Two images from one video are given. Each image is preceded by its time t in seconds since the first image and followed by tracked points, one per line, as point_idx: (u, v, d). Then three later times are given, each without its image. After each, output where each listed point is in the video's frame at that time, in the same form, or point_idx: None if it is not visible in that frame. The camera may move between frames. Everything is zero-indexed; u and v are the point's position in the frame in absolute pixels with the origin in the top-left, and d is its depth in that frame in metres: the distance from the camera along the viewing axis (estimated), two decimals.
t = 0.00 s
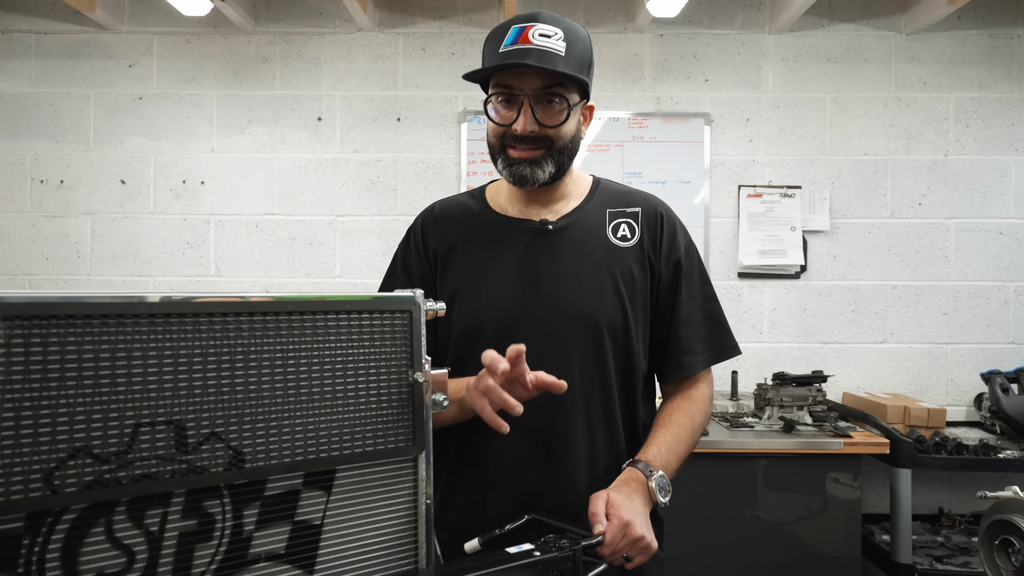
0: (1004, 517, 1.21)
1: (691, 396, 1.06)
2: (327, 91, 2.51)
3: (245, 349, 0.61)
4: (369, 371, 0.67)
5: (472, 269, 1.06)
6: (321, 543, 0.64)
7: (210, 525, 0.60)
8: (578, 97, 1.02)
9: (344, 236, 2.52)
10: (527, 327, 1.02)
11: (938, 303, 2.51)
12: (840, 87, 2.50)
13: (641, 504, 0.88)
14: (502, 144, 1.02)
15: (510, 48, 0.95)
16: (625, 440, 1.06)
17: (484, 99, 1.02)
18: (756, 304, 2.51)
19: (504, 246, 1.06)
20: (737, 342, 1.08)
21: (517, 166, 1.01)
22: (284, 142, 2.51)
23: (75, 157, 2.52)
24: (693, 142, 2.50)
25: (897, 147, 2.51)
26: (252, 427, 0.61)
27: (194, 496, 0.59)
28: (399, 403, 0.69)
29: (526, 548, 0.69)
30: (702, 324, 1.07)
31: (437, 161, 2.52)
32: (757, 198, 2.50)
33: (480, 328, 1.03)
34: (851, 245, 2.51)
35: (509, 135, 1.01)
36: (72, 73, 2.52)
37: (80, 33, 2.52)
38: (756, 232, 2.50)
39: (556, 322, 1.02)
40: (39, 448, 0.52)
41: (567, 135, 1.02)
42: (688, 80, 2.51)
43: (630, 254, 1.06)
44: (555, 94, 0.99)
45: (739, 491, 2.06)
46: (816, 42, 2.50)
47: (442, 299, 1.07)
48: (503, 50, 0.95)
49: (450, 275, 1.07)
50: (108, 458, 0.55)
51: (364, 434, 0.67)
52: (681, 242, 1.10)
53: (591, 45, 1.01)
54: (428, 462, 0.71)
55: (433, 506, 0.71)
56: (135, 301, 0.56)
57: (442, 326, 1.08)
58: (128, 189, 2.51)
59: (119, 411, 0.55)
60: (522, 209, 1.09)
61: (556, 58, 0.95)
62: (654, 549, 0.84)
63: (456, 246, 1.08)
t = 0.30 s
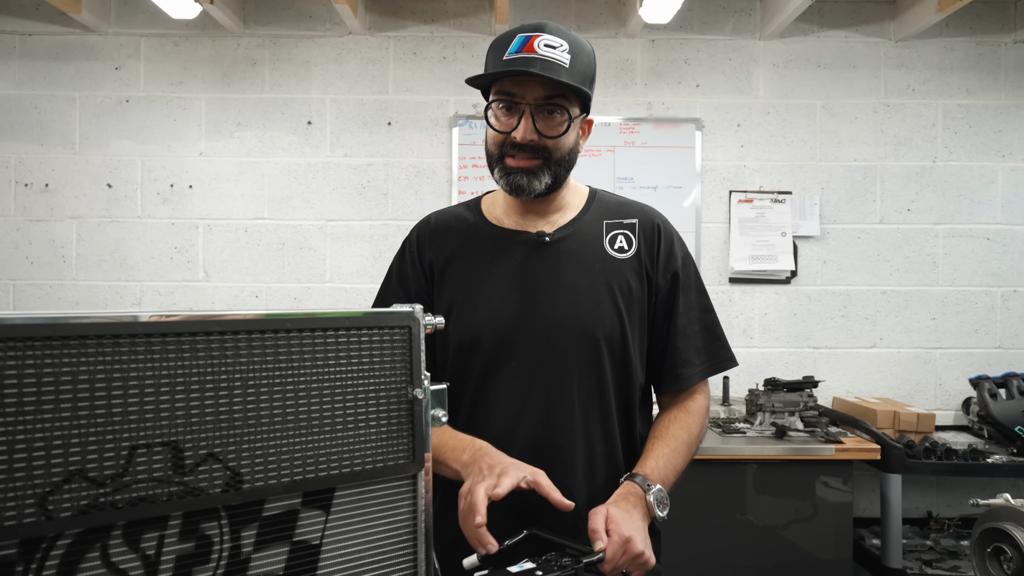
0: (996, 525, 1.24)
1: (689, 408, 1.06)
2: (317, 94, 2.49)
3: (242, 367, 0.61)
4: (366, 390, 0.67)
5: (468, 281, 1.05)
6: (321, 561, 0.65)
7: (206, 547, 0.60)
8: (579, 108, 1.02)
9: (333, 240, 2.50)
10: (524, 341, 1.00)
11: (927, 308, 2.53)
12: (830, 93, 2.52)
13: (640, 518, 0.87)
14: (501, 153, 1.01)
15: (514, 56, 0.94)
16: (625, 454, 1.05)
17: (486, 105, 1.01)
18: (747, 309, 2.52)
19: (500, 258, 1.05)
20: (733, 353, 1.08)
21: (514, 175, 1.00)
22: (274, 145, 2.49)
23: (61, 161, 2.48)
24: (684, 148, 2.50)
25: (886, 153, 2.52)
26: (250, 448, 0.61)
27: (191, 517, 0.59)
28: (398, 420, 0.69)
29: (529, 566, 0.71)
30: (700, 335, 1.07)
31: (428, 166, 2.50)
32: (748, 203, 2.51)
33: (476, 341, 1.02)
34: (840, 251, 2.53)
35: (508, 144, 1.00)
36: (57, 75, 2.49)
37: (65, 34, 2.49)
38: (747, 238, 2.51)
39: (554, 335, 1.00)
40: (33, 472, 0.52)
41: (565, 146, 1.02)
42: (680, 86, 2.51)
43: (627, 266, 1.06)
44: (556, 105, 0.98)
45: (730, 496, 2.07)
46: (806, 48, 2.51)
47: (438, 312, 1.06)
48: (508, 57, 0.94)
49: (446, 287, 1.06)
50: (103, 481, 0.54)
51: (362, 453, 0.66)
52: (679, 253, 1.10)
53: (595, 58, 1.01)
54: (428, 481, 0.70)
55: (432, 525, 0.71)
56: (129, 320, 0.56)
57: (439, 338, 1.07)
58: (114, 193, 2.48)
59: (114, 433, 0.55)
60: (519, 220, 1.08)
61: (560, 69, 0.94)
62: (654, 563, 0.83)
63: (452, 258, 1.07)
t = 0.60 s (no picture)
0: (991, 530, 1.24)
1: (689, 415, 1.05)
2: (310, 97, 2.48)
3: (243, 381, 0.60)
4: (369, 402, 0.66)
5: (467, 290, 1.04)
6: None
7: (208, 563, 0.59)
8: (581, 116, 1.02)
9: (327, 244, 2.49)
10: (524, 349, 1.00)
11: (919, 311, 2.54)
12: (823, 97, 2.53)
13: (641, 529, 0.87)
14: (503, 161, 1.01)
15: (517, 63, 0.94)
16: (625, 463, 1.05)
17: (487, 113, 1.01)
18: (741, 312, 2.53)
19: (500, 266, 1.04)
20: (732, 361, 1.08)
21: (517, 184, 0.99)
22: (267, 149, 2.47)
23: (51, 164, 2.45)
24: (679, 152, 2.50)
25: (879, 157, 2.53)
26: (252, 462, 0.60)
27: (192, 533, 0.58)
28: (400, 432, 0.68)
29: None
30: (699, 343, 1.07)
31: (422, 169, 2.50)
32: (742, 207, 2.52)
33: (476, 349, 1.01)
34: (834, 254, 2.54)
35: (510, 151, 1.00)
36: (47, 77, 2.46)
37: (54, 35, 2.46)
38: (741, 242, 2.51)
39: (554, 343, 1.00)
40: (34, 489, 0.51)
41: (567, 153, 1.01)
42: (674, 90, 2.52)
43: (626, 274, 1.06)
44: (559, 112, 0.98)
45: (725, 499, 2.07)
46: (799, 52, 2.52)
47: (437, 320, 1.05)
48: (511, 64, 0.94)
49: (445, 295, 1.05)
50: (104, 498, 0.54)
51: (364, 466, 0.66)
52: (677, 261, 1.10)
53: (596, 66, 1.01)
54: (430, 493, 0.70)
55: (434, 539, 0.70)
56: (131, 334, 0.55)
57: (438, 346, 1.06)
58: (105, 196, 2.46)
59: (116, 449, 0.54)
60: (518, 228, 1.07)
61: (563, 76, 0.94)
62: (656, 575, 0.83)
63: (451, 266, 1.06)
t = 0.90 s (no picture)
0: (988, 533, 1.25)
1: (691, 421, 1.05)
2: (305, 98, 2.46)
3: (251, 389, 0.59)
4: (376, 410, 0.66)
5: (470, 295, 1.04)
6: None
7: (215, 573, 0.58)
8: (586, 120, 1.02)
9: (322, 246, 2.48)
10: (527, 354, 1.00)
11: (912, 313, 2.56)
12: (817, 100, 2.54)
13: (646, 533, 0.86)
14: (512, 167, 1.00)
15: (522, 69, 0.93)
16: (627, 468, 1.05)
17: (494, 119, 1.00)
18: (736, 314, 2.53)
19: (503, 271, 1.04)
20: (733, 366, 1.08)
21: (527, 188, 0.99)
22: (262, 150, 2.46)
23: (42, 164, 2.43)
24: (674, 154, 2.51)
25: (873, 160, 2.55)
26: (259, 471, 0.59)
27: (199, 543, 0.57)
28: (407, 440, 0.67)
29: None
30: (701, 348, 1.07)
31: (418, 171, 2.49)
32: (737, 210, 2.52)
33: (479, 354, 1.01)
34: (828, 257, 2.55)
35: (518, 158, 0.99)
36: (38, 77, 2.43)
37: (46, 35, 2.44)
38: (736, 244, 2.52)
39: (558, 348, 1.00)
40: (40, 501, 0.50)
41: (574, 158, 1.01)
42: (670, 92, 2.52)
43: (629, 279, 1.06)
44: (566, 118, 0.98)
45: (720, 501, 2.07)
46: (794, 55, 2.53)
47: (441, 325, 1.04)
48: (517, 71, 0.94)
49: (447, 300, 1.05)
50: (111, 509, 0.53)
51: (372, 474, 0.65)
52: (680, 266, 1.10)
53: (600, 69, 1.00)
54: (437, 501, 0.69)
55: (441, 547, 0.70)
56: (136, 343, 0.54)
57: (441, 351, 1.06)
58: (97, 198, 2.44)
59: (122, 459, 0.53)
60: (521, 234, 1.07)
61: (569, 80, 0.94)
62: None
63: (453, 271, 1.06)
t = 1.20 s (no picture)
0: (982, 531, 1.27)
1: (689, 421, 1.05)
2: (295, 97, 2.45)
3: (253, 392, 0.58)
4: (379, 413, 0.65)
5: (469, 295, 1.03)
6: None
7: None
8: (585, 118, 1.01)
9: (313, 246, 2.46)
10: (527, 355, 0.99)
11: (901, 313, 2.58)
12: (808, 101, 2.55)
13: (646, 534, 0.86)
14: (513, 166, 1.00)
15: (521, 68, 0.93)
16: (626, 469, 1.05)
17: (493, 119, 1.00)
18: (727, 314, 2.54)
19: (502, 271, 1.04)
20: (730, 366, 1.08)
21: (528, 188, 0.99)
22: (252, 149, 2.44)
23: (27, 163, 2.39)
24: (666, 154, 2.51)
25: (862, 161, 2.57)
26: (263, 476, 0.58)
27: (201, 549, 0.56)
28: (410, 442, 0.67)
29: None
30: (698, 349, 1.07)
31: (409, 171, 2.48)
32: (729, 210, 2.53)
33: (478, 355, 1.00)
34: (818, 257, 2.56)
35: (520, 157, 0.99)
36: (23, 74, 2.40)
37: (32, 32, 2.40)
38: (727, 244, 2.53)
39: (558, 349, 0.99)
40: (39, 508, 0.49)
41: (575, 157, 1.01)
42: (662, 93, 2.53)
43: (628, 279, 1.05)
44: (566, 116, 0.98)
45: (712, 500, 2.08)
46: (785, 57, 2.55)
47: (439, 325, 1.04)
48: (516, 69, 0.93)
49: (446, 301, 1.04)
50: (112, 516, 0.52)
51: (374, 478, 0.64)
52: (678, 267, 1.10)
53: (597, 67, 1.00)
54: (440, 505, 0.69)
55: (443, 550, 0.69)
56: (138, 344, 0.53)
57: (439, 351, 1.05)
58: (84, 197, 2.41)
59: (123, 464, 0.52)
60: (519, 233, 1.07)
61: (568, 79, 0.94)
62: None
63: (452, 271, 1.05)
